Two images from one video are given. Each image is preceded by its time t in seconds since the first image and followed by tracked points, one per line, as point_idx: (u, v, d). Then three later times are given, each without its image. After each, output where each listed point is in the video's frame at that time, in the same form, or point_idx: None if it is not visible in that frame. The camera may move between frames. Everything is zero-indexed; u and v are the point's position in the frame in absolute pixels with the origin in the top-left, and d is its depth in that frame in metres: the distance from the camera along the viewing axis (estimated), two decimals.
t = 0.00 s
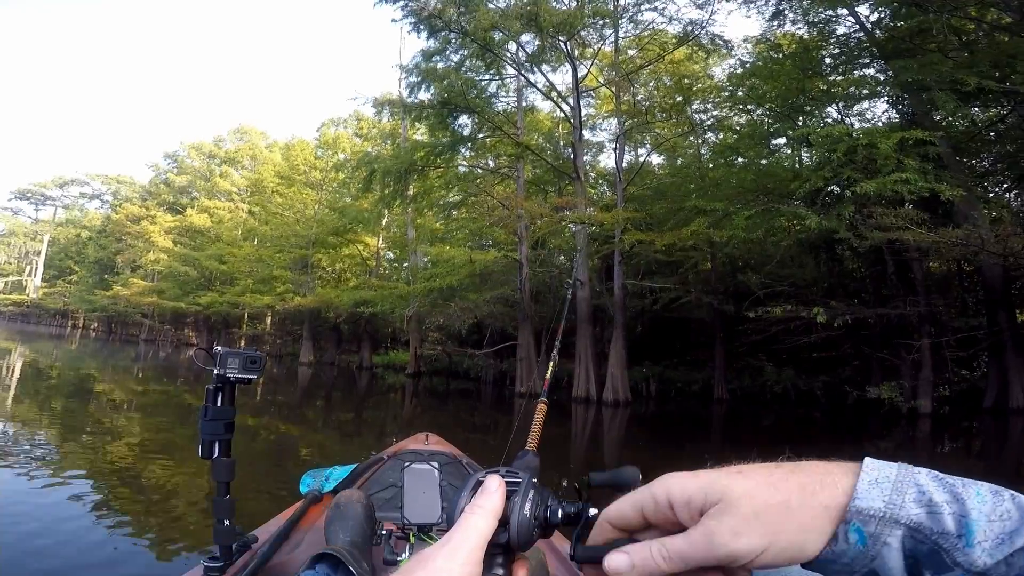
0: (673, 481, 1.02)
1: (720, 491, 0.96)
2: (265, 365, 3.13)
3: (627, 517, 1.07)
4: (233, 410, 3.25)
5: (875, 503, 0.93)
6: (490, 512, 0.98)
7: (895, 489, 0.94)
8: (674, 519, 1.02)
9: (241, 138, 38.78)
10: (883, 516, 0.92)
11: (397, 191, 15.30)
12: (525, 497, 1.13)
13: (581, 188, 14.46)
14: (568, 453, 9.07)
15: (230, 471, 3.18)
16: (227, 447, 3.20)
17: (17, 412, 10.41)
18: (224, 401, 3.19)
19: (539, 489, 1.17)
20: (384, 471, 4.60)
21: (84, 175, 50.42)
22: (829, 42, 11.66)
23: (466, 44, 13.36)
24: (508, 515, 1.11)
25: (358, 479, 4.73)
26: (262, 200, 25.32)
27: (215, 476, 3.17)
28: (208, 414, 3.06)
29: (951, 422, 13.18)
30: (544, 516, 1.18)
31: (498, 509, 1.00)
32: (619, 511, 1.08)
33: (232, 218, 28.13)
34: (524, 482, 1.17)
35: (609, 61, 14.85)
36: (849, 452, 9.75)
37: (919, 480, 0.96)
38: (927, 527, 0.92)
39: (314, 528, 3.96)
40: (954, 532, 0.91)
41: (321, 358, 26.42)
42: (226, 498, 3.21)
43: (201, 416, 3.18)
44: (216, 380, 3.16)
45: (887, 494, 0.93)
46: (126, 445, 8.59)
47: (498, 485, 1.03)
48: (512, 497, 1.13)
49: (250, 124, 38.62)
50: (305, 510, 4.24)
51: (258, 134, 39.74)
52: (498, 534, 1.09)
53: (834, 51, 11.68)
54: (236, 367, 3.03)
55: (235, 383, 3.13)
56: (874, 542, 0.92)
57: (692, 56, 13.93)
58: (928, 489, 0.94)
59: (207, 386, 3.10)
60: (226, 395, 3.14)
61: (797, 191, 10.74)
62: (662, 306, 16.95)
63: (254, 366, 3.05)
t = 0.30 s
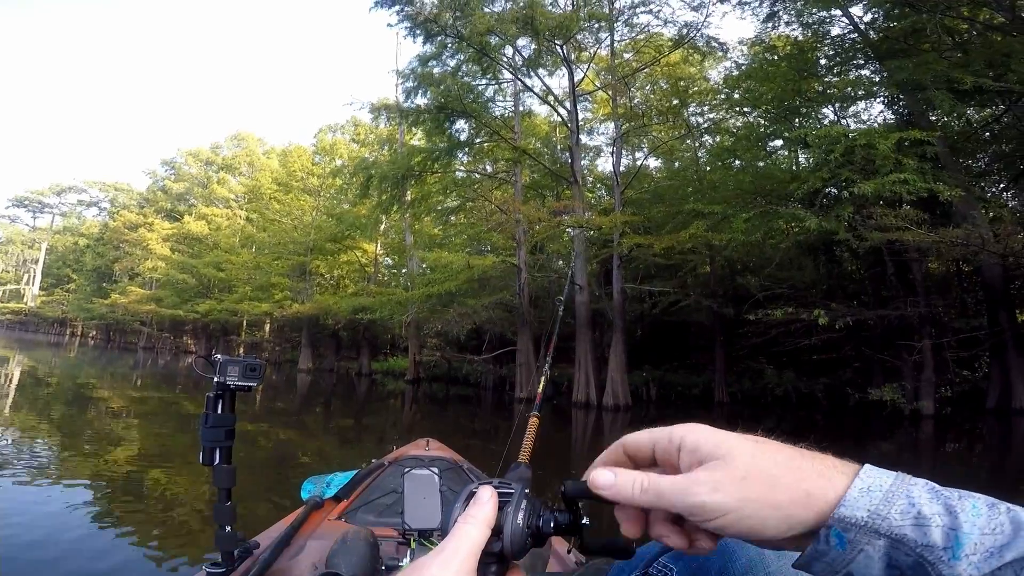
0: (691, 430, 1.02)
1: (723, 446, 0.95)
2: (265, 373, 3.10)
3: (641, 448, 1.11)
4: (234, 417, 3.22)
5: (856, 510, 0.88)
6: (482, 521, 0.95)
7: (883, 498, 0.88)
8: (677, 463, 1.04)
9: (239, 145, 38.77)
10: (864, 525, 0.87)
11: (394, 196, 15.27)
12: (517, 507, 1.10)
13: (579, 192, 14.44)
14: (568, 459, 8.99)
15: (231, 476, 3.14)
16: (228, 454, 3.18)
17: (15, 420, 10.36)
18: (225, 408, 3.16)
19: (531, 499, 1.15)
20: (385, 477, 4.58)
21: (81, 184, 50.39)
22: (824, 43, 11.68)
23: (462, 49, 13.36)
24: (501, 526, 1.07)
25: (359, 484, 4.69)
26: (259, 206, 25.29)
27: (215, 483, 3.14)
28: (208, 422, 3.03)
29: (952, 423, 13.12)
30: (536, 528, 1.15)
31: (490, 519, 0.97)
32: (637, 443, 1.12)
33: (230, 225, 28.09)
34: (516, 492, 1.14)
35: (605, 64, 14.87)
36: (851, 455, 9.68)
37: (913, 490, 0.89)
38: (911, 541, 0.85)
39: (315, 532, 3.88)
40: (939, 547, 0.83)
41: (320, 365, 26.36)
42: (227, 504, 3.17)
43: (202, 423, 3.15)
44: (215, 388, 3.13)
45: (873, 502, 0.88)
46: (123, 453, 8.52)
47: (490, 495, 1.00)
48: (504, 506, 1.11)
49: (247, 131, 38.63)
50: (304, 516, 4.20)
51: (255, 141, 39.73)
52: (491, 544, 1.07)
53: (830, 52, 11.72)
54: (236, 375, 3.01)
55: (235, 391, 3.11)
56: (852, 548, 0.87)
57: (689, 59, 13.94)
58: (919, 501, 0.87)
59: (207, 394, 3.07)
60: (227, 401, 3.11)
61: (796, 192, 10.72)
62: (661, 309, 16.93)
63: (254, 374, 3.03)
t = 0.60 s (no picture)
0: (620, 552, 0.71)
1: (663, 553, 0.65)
2: (265, 377, 3.06)
3: None
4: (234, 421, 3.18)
5: None
6: (494, 500, 0.79)
7: None
8: None
9: (236, 150, 38.77)
10: None
11: (393, 200, 15.25)
12: (540, 485, 1.11)
13: (577, 193, 14.42)
14: (569, 461, 8.92)
15: (232, 480, 3.11)
16: (229, 458, 3.14)
17: (14, 426, 10.30)
18: (225, 412, 3.11)
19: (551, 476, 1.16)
20: (386, 479, 4.54)
21: (79, 189, 50.33)
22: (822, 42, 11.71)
23: (460, 50, 13.36)
24: (529, 503, 1.08)
25: (362, 487, 4.64)
26: (257, 211, 25.27)
27: (216, 488, 3.09)
28: (208, 427, 2.99)
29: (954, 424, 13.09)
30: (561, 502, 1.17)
31: (501, 496, 0.81)
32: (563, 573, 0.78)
33: (228, 230, 28.06)
34: (538, 471, 1.15)
35: (602, 66, 14.88)
36: (853, 457, 9.63)
37: None
38: None
39: (317, 536, 3.85)
40: None
41: (319, 369, 26.32)
42: (229, 509, 3.13)
43: (202, 428, 3.11)
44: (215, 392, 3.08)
45: None
46: (122, 458, 8.47)
47: (493, 465, 0.85)
48: (528, 485, 1.12)
49: (245, 136, 38.63)
50: (305, 521, 4.18)
51: (252, 145, 39.72)
52: (520, 521, 1.07)
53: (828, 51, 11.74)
54: (236, 380, 2.97)
55: (236, 395, 3.06)
56: None
57: (686, 60, 13.94)
58: None
59: (206, 399, 3.03)
60: (227, 406, 3.06)
61: (796, 192, 10.69)
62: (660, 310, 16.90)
63: (254, 378, 2.98)
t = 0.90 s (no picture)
0: None
1: None
2: (266, 377, 3.02)
3: None
4: (235, 421, 3.13)
5: None
6: (543, 541, 0.90)
7: None
8: None
9: (235, 151, 38.74)
10: None
11: (391, 200, 15.22)
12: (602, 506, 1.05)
13: (577, 194, 14.39)
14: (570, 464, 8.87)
15: (234, 482, 3.06)
16: (230, 459, 3.09)
17: (13, 426, 10.26)
18: (225, 413, 3.07)
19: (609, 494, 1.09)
20: (388, 480, 4.49)
21: (79, 190, 50.35)
22: (823, 42, 11.69)
23: (459, 50, 13.33)
24: (592, 524, 1.02)
25: (362, 488, 4.59)
26: (257, 211, 25.25)
27: (217, 489, 3.05)
28: (208, 427, 2.95)
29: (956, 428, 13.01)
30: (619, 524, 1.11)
31: (553, 534, 0.91)
32: None
33: (228, 230, 28.03)
34: (594, 490, 1.07)
35: (602, 66, 14.86)
36: (857, 460, 9.55)
37: None
38: None
39: (317, 536, 3.80)
40: None
41: (318, 370, 26.31)
42: (229, 509, 3.09)
43: (204, 428, 3.07)
44: (216, 393, 3.05)
45: None
46: (121, 458, 8.41)
47: (544, 508, 0.92)
48: (589, 505, 1.05)
49: (244, 137, 38.63)
50: (306, 522, 4.14)
51: (252, 147, 39.71)
52: (583, 542, 1.01)
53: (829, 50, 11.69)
54: (236, 380, 2.93)
55: (236, 396, 3.02)
56: None
57: (687, 61, 13.92)
58: None
59: (207, 400, 3.00)
60: (228, 407, 3.03)
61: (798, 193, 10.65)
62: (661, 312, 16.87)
63: (254, 379, 2.95)
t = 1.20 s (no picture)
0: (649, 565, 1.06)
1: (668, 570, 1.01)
2: (275, 376, 2.96)
3: None
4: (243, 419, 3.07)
5: None
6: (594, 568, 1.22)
7: None
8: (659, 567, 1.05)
9: (241, 151, 38.78)
10: None
11: (396, 200, 15.19)
12: (620, 494, 1.61)
13: (582, 195, 14.35)
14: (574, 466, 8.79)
15: (241, 479, 3.02)
16: (238, 457, 3.04)
17: (20, 422, 10.32)
18: (234, 411, 3.02)
19: (623, 484, 1.65)
20: (392, 480, 4.44)
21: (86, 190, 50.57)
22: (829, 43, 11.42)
23: (463, 49, 13.28)
24: (614, 509, 1.58)
25: (367, 488, 4.54)
26: (262, 211, 25.30)
27: (224, 486, 3.00)
28: (216, 425, 2.90)
29: (966, 433, 12.89)
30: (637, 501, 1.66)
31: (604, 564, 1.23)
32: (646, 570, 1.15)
33: (233, 230, 28.07)
34: (611, 481, 1.66)
35: (607, 66, 14.80)
36: (863, 464, 9.50)
37: None
38: None
39: (322, 534, 3.77)
40: None
41: (323, 370, 26.29)
42: (236, 507, 3.03)
43: (212, 424, 3.02)
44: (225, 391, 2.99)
45: None
46: (129, 454, 8.48)
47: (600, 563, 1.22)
48: (611, 495, 1.62)
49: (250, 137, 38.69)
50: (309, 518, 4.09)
51: (259, 147, 39.77)
52: (611, 520, 1.57)
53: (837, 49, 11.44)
54: (246, 379, 2.87)
55: (245, 394, 2.97)
56: None
57: (693, 61, 13.86)
58: None
59: (216, 397, 2.94)
60: (236, 404, 2.97)
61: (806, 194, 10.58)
62: (665, 314, 16.85)
63: (264, 377, 2.90)
